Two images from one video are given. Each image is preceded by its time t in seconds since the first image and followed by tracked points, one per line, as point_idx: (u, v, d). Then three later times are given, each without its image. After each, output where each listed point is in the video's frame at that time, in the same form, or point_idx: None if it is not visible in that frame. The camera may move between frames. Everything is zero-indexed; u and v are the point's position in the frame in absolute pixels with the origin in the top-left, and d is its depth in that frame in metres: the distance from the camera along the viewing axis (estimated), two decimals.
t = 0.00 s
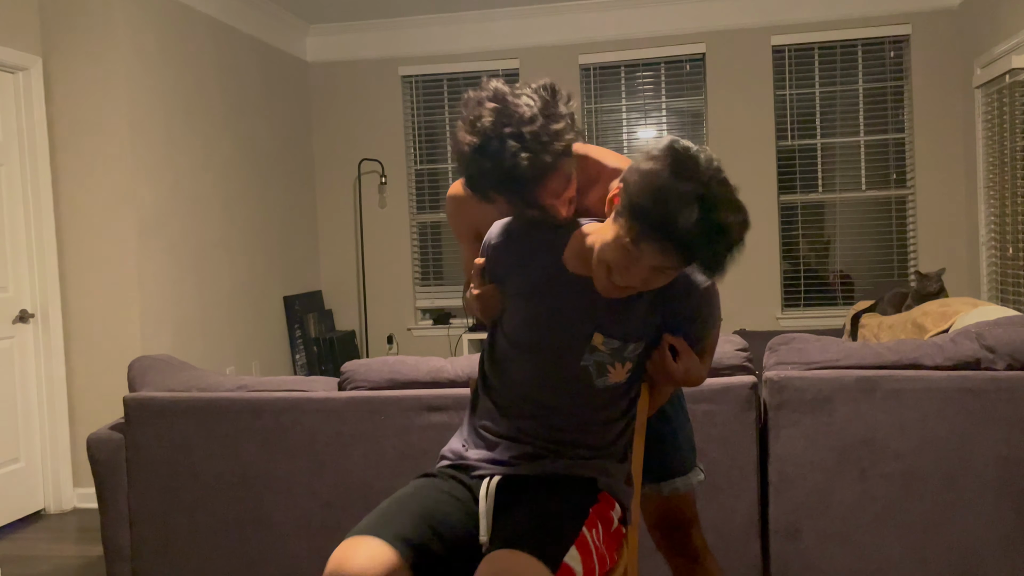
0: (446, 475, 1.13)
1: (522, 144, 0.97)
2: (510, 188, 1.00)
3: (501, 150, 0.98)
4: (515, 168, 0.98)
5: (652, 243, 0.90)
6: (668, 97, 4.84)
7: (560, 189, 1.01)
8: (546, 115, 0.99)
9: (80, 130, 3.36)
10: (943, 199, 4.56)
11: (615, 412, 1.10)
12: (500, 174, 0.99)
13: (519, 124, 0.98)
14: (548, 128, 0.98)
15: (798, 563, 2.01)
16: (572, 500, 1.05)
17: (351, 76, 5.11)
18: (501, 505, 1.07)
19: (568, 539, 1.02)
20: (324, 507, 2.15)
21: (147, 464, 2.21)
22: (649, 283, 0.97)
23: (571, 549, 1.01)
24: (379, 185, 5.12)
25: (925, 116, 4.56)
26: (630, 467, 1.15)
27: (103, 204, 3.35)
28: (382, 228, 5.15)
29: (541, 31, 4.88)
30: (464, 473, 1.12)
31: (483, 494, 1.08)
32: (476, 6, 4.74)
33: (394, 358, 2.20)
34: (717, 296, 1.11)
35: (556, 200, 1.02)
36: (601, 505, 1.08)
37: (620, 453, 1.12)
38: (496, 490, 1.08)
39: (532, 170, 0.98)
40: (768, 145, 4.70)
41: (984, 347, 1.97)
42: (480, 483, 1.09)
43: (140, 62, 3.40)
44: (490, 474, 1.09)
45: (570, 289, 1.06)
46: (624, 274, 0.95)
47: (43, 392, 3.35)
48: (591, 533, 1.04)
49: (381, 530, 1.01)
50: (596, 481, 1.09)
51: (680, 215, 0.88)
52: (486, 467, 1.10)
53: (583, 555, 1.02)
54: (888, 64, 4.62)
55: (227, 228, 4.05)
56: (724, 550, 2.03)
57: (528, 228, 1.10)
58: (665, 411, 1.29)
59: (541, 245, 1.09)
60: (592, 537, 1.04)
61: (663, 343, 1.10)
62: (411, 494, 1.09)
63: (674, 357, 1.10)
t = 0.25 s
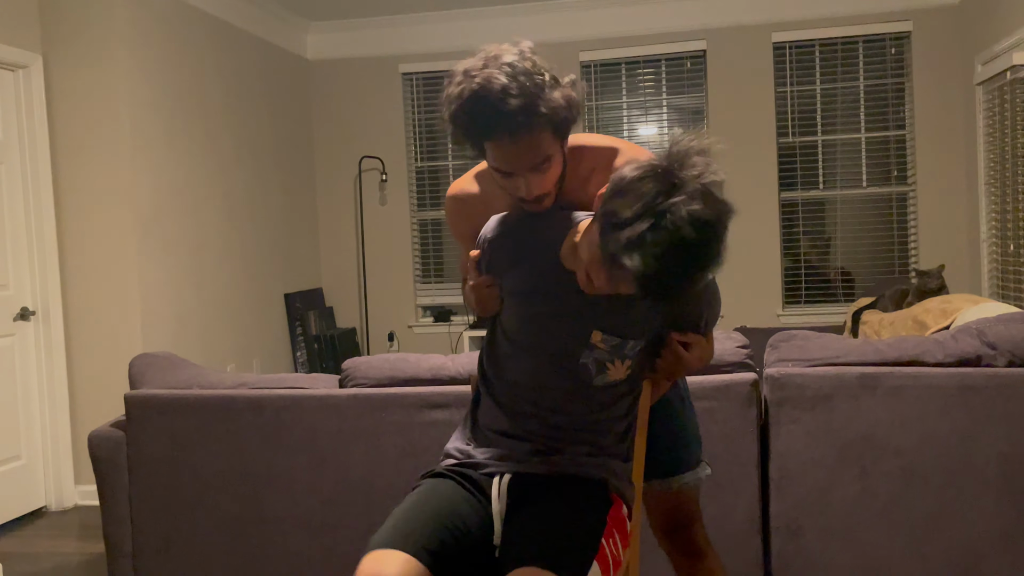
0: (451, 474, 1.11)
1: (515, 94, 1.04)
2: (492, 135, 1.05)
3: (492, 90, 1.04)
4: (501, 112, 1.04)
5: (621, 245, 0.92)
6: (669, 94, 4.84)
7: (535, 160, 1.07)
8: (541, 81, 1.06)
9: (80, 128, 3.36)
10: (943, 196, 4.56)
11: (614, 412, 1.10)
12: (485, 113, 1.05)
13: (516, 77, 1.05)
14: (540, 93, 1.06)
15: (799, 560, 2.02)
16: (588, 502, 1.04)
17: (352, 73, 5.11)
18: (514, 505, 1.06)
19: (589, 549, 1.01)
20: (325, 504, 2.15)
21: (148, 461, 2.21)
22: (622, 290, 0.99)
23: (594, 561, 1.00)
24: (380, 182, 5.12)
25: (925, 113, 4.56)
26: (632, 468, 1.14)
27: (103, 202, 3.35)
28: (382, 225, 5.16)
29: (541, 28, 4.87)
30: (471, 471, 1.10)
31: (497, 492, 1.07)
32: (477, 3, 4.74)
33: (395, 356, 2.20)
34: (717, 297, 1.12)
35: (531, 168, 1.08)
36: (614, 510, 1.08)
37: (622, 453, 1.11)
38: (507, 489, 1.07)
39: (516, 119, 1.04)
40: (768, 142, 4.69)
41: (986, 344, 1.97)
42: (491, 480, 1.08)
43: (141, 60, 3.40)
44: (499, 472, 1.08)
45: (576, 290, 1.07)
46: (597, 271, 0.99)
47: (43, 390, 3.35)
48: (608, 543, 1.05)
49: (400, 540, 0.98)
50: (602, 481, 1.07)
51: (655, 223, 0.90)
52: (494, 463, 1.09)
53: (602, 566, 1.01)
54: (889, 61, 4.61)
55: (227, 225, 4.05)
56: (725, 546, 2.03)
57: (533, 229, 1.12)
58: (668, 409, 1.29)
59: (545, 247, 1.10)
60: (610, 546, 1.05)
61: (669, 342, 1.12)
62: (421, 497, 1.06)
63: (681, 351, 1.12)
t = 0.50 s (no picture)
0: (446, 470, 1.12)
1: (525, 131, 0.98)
2: (513, 166, 1.01)
3: (503, 133, 0.98)
4: (522, 144, 0.98)
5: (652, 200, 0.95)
6: (670, 91, 4.83)
7: (561, 178, 1.04)
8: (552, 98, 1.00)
9: (81, 125, 3.36)
10: (945, 193, 4.56)
11: (621, 408, 1.11)
12: (500, 154, 1.00)
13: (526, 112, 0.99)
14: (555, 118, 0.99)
15: (800, 557, 2.02)
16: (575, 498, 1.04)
17: (352, 71, 5.11)
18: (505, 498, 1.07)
19: (564, 538, 1.00)
20: (327, 501, 2.16)
21: (150, 459, 2.21)
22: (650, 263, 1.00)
23: (568, 549, 0.99)
24: (381, 180, 5.12)
25: (927, 110, 4.55)
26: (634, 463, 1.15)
27: (105, 199, 3.35)
28: (384, 222, 5.15)
29: (542, 25, 4.86)
30: (467, 466, 1.11)
31: (492, 487, 1.08)
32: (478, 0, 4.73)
33: (398, 353, 2.21)
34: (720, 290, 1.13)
35: (557, 187, 1.04)
36: (599, 502, 1.07)
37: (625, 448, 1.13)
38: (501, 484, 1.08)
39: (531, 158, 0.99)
40: (769, 139, 4.69)
41: (987, 341, 1.96)
42: (485, 476, 1.10)
43: (142, 57, 3.40)
44: (493, 468, 1.09)
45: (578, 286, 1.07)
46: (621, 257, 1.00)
47: (45, 388, 3.35)
48: (589, 531, 1.03)
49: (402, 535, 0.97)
50: (606, 475, 1.09)
51: (656, 172, 0.95)
52: (496, 459, 1.09)
53: (579, 554, 1.00)
54: (891, 57, 4.61)
55: (228, 223, 4.05)
56: (726, 543, 2.03)
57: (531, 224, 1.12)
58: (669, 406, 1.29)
59: (546, 243, 1.10)
60: (591, 536, 1.03)
61: (671, 334, 1.13)
62: (417, 495, 1.05)
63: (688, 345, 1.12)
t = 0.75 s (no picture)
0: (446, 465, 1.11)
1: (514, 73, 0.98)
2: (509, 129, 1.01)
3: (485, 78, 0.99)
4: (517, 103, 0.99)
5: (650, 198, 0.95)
6: (671, 88, 4.83)
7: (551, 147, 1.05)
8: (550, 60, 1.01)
9: (81, 122, 3.36)
10: (946, 190, 4.55)
11: (617, 405, 1.10)
12: (482, 116, 1.01)
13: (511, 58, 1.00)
14: (536, 74, 1.00)
15: (801, 553, 2.02)
16: (576, 493, 1.04)
17: (353, 68, 5.10)
18: (505, 495, 1.06)
19: (565, 534, 1.00)
20: (328, 498, 2.16)
21: (151, 456, 2.21)
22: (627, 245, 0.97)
23: (566, 546, 0.99)
24: (381, 177, 5.12)
25: (928, 106, 4.55)
26: (631, 460, 1.14)
27: (106, 197, 3.35)
28: (385, 219, 5.16)
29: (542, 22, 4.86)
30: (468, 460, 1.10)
31: (492, 481, 1.07)
32: None
33: (397, 351, 2.20)
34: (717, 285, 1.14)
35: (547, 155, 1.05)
36: (601, 497, 1.06)
37: (622, 445, 1.12)
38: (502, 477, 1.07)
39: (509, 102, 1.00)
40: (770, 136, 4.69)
41: (988, 338, 1.96)
42: (485, 471, 1.09)
43: (142, 54, 3.40)
44: (493, 463, 1.08)
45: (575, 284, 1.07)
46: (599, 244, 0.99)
47: (46, 386, 3.36)
48: (588, 528, 1.02)
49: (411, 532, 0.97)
50: (601, 472, 1.08)
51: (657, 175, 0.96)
52: (493, 456, 1.09)
53: (579, 554, 0.99)
54: (891, 54, 4.60)
55: (229, 220, 4.05)
56: (727, 540, 2.04)
57: (528, 221, 1.12)
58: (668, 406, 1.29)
59: (542, 240, 1.10)
60: (591, 532, 1.02)
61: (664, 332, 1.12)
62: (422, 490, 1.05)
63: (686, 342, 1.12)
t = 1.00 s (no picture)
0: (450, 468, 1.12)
1: (507, 110, 0.98)
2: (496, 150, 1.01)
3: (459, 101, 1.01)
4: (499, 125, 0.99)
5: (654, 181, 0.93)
6: (672, 85, 4.82)
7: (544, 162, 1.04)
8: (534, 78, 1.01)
9: (82, 119, 3.36)
10: (947, 186, 4.55)
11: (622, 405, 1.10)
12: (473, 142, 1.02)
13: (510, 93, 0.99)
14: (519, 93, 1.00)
15: (803, 550, 2.02)
16: (580, 487, 1.05)
17: (353, 65, 5.10)
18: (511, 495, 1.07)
19: (581, 528, 1.02)
20: (329, 495, 2.16)
21: (152, 453, 2.21)
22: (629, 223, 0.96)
23: (584, 538, 1.01)
24: (382, 174, 5.12)
25: (929, 103, 4.54)
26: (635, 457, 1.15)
27: (106, 194, 3.35)
28: (386, 217, 5.15)
29: (543, 19, 4.86)
30: (470, 461, 1.12)
31: (495, 481, 1.08)
32: None
33: (398, 348, 2.20)
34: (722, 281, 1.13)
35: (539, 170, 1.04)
36: (611, 495, 1.08)
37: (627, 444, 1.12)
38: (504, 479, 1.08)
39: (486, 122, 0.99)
40: (771, 133, 4.68)
41: (989, 334, 1.97)
42: (490, 472, 1.10)
43: (143, 50, 3.40)
44: (499, 463, 1.09)
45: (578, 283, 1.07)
46: (600, 228, 0.99)
47: (47, 383, 3.35)
48: (602, 523, 1.05)
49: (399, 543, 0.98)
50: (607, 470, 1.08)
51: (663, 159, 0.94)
52: (494, 455, 1.10)
53: (597, 547, 1.03)
54: (893, 50, 4.60)
55: (230, 217, 4.05)
56: (728, 537, 2.04)
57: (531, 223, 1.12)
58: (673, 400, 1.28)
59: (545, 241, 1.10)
60: (604, 527, 1.05)
61: (673, 330, 1.13)
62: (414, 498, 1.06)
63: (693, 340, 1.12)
